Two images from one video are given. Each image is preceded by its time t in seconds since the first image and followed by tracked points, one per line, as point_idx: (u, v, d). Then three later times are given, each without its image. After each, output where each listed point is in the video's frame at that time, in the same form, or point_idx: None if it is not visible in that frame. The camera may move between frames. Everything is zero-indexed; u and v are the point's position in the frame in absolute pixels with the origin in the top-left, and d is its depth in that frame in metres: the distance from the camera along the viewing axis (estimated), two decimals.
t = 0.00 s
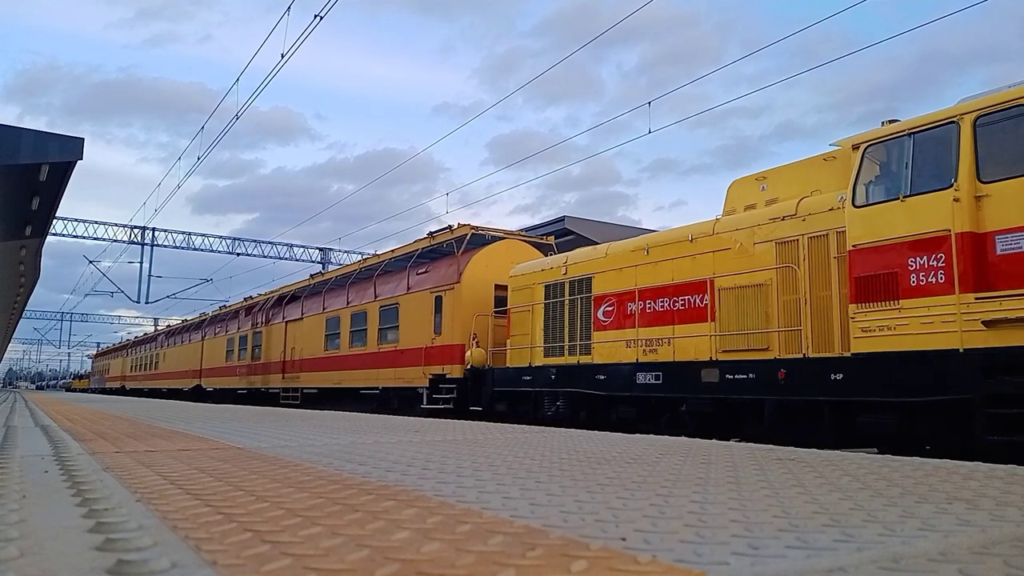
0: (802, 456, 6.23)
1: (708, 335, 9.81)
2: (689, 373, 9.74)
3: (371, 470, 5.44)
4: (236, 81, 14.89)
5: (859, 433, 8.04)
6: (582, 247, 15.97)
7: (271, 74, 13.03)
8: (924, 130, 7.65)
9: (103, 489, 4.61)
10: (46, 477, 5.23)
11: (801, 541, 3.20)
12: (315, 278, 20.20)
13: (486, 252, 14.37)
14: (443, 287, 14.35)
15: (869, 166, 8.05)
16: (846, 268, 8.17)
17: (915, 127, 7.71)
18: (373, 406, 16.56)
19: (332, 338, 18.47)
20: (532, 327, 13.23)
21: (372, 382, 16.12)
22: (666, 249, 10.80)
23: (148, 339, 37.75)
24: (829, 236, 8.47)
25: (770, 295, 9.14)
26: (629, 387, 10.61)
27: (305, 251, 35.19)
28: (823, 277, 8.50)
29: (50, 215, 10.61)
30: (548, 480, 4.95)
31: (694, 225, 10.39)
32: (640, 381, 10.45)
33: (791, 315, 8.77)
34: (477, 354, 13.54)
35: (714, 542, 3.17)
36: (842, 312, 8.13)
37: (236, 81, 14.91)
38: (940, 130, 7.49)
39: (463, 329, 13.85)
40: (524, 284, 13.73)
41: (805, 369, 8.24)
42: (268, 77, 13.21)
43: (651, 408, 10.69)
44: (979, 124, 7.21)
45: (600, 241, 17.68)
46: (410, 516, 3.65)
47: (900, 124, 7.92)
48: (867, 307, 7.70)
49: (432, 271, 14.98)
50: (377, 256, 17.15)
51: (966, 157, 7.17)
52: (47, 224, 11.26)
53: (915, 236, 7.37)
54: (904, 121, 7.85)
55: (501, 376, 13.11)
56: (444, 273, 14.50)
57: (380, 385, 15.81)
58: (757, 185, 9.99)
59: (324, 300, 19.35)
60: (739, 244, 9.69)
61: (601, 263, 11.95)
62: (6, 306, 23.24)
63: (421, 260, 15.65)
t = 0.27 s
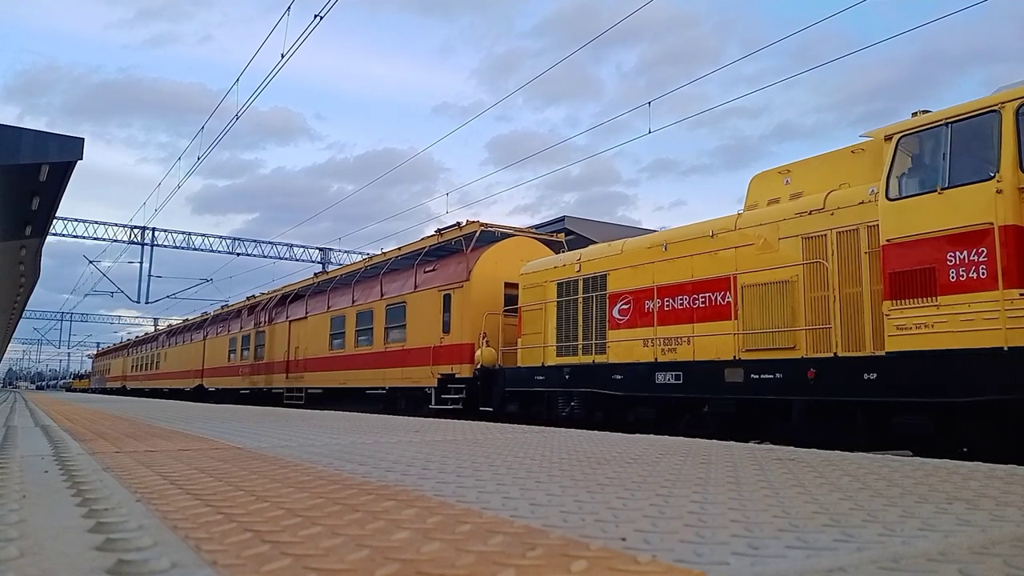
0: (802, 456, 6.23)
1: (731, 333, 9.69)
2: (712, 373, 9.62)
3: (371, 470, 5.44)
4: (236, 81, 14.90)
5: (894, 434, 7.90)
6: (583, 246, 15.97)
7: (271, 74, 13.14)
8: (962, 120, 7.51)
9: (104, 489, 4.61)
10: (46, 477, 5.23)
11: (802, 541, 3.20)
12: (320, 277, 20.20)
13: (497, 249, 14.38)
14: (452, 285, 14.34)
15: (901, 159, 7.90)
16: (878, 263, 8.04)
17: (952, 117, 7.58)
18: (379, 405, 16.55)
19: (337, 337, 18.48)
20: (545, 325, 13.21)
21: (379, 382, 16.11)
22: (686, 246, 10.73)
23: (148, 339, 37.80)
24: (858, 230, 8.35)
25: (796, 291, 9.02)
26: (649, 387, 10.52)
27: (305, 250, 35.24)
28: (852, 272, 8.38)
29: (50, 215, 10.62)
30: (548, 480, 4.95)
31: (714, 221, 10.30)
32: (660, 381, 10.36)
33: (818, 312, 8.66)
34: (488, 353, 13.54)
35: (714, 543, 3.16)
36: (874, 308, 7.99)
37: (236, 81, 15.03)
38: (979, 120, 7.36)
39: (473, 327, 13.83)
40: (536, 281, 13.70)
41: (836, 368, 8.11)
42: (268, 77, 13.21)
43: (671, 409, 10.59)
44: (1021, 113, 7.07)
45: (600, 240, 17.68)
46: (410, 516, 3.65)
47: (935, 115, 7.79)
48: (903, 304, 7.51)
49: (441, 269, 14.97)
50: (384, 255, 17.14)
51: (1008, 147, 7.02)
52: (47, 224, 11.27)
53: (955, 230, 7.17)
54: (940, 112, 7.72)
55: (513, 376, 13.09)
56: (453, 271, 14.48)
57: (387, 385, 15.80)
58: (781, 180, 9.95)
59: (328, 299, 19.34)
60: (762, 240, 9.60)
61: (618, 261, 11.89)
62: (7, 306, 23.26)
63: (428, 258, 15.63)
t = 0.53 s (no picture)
0: (802, 456, 6.23)
1: (754, 331, 9.43)
2: (736, 372, 9.36)
3: (370, 470, 5.44)
4: (236, 80, 14.90)
5: (932, 435, 7.71)
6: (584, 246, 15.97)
7: (270, 75, 13.31)
8: (1002, 109, 7.21)
9: (104, 489, 4.61)
10: (46, 477, 5.23)
11: (802, 541, 3.20)
12: (325, 275, 20.19)
13: (508, 245, 14.31)
14: (461, 282, 14.26)
15: (937, 150, 7.61)
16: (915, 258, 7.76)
17: (992, 106, 7.28)
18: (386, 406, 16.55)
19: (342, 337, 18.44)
20: (558, 323, 13.07)
21: (386, 382, 16.03)
22: (705, 242, 10.48)
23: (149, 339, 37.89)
24: (891, 224, 8.09)
25: (824, 288, 8.75)
26: (669, 388, 10.30)
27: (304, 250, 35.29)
28: (885, 268, 8.12)
29: (50, 215, 10.61)
30: (548, 480, 4.95)
31: (737, 215, 10.04)
32: (681, 381, 10.14)
33: (848, 310, 8.39)
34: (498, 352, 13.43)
35: (714, 543, 3.16)
36: (910, 306, 7.73)
37: (236, 80, 15.20)
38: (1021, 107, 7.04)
39: (483, 327, 13.74)
40: (548, 279, 13.55)
41: (870, 369, 7.86)
42: (268, 76, 13.20)
43: (692, 408, 10.43)
44: None
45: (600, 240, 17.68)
46: (410, 516, 3.65)
47: (973, 105, 7.50)
48: (942, 300, 7.22)
49: (450, 266, 14.91)
50: (391, 252, 17.11)
51: None
52: (46, 224, 11.26)
53: (997, 223, 6.86)
54: (977, 101, 7.44)
55: (524, 376, 12.95)
56: (462, 269, 14.43)
57: (394, 385, 15.73)
58: (807, 172, 9.64)
59: (334, 298, 19.29)
60: (788, 235, 9.32)
61: (635, 257, 11.67)
62: (7, 306, 23.27)
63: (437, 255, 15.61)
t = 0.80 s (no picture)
0: (802, 456, 6.23)
1: (781, 330, 9.10)
2: (764, 372, 9.08)
3: (371, 470, 5.44)
4: (237, 80, 14.89)
5: (975, 438, 7.34)
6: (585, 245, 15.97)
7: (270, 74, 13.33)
8: None
9: (104, 489, 4.61)
10: (47, 477, 5.23)
11: (801, 541, 3.20)
12: (330, 274, 20.18)
13: (519, 243, 14.23)
14: (470, 280, 14.18)
15: (977, 140, 7.24)
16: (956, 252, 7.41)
17: None
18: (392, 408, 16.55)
19: (347, 336, 18.41)
20: (572, 322, 12.92)
21: (394, 382, 15.95)
22: (729, 237, 10.14)
23: (151, 338, 37.97)
24: (928, 217, 7.74)
25: (855, 284, 8.42)
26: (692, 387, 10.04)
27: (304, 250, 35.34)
28: (921, 263, 7.77)
29: (50, 215, 10.60)
30: (548, 480, 4.95)
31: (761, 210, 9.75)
32: (704, 380, 9.88)
33: (881, 308, 8.04)
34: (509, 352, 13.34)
35: (714, 543, 3.16)
36: (950, 302, 7.38)
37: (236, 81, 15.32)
38: None
39: (494, 325, 13.63)
40: (562, 277, 13.39)
41: (907, 367, 7.54)
42: (269, 76, 13.20)
43: (716, 409, 10.15)
44: None
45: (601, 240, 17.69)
46: (410, 516, 3.65)
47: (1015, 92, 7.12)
48: (983, 297, 6.88)
49: (459, 264, 14.84)
50: (398, 250, 17.09)
51: None
52: (47, 224, 11.26)
53: None
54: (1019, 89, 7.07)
55: (539, 376, 12.86)
56: (471, 266, 14.35)
57: (402, 385, 15.63)
58: (836, 164, 9.25)
59: (340, 296, 19.23)
60: (816, 229, 8.99)
61: (654, 254, 11.41)
62: (7, 306, 23.26)
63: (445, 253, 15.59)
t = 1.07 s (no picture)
0: (802, 456, 6.24)
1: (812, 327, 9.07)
2: (794, 371, 9.05)
3: (371, 470, 5.45)
4: (236, 80, 14.90)
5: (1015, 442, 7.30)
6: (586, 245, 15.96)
7: (270, 73, 13.10)
8: None
9: (104, 489, 4.61)
10: (46, 476, 5.23)
11: (801, 541, 3.21)
12: (335, 272, 20.17)
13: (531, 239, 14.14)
14: (481, 278, 14.18)
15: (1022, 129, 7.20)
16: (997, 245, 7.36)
17: None
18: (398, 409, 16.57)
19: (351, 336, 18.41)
20: (588, 321, 12.93)
21: (403, 382, 15.94)
22: (756, 232, 10.14)
23: (150, 339, 38.05)
24: (965, 211, 7.71)
25: (889, 280, 8.39)
26: (716, 388, 10.01)
27: (304, 250, 35.40)
28: (959, 258, 7.73)
29: (50, 215, 10.62)
30: (548, 480, 4.96)
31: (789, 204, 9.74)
32: (729, 381, 9.85)
33: (915, 304, 8.02)
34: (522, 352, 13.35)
35: (714, 543, 3.17)
36: (988, 298, 7.34)
37: (236, 81, 15.04)
38: None
39: (506, 324, 13.62)
40: (578, 274, 13.39)
41: (945, 366, 7.50)
42: (268, 76, 13.20)
43: (742, 410, 10.13)
44: None
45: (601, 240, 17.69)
46: (410, 516, 3.66)
47: None
48: None
49: (469, 262, 14.83)
50: (405, 248, 17.05)
51: None
52: (47, 224, 11.27)
53: None
54: None
55: (554, 377, 12.82)
56: (482, 264, 14.34)
57: (410, 385, 15.63)
58: (866, 157, 9.23)
59: (345, 295, 19.21)
60: (848, 224, 8.98)
61: (674, 250, 11.39)
62: (7, 306, 23.28)
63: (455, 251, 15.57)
